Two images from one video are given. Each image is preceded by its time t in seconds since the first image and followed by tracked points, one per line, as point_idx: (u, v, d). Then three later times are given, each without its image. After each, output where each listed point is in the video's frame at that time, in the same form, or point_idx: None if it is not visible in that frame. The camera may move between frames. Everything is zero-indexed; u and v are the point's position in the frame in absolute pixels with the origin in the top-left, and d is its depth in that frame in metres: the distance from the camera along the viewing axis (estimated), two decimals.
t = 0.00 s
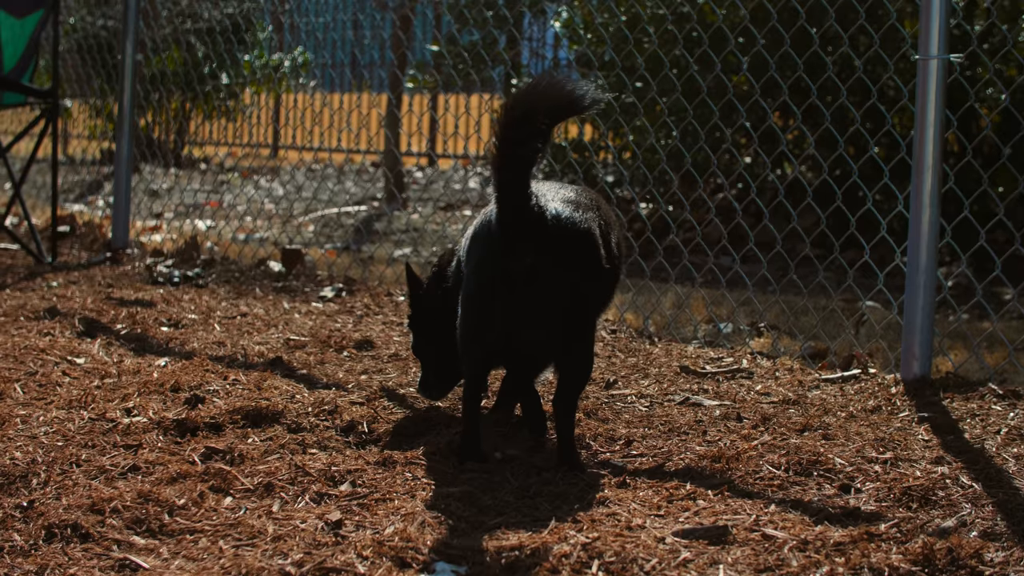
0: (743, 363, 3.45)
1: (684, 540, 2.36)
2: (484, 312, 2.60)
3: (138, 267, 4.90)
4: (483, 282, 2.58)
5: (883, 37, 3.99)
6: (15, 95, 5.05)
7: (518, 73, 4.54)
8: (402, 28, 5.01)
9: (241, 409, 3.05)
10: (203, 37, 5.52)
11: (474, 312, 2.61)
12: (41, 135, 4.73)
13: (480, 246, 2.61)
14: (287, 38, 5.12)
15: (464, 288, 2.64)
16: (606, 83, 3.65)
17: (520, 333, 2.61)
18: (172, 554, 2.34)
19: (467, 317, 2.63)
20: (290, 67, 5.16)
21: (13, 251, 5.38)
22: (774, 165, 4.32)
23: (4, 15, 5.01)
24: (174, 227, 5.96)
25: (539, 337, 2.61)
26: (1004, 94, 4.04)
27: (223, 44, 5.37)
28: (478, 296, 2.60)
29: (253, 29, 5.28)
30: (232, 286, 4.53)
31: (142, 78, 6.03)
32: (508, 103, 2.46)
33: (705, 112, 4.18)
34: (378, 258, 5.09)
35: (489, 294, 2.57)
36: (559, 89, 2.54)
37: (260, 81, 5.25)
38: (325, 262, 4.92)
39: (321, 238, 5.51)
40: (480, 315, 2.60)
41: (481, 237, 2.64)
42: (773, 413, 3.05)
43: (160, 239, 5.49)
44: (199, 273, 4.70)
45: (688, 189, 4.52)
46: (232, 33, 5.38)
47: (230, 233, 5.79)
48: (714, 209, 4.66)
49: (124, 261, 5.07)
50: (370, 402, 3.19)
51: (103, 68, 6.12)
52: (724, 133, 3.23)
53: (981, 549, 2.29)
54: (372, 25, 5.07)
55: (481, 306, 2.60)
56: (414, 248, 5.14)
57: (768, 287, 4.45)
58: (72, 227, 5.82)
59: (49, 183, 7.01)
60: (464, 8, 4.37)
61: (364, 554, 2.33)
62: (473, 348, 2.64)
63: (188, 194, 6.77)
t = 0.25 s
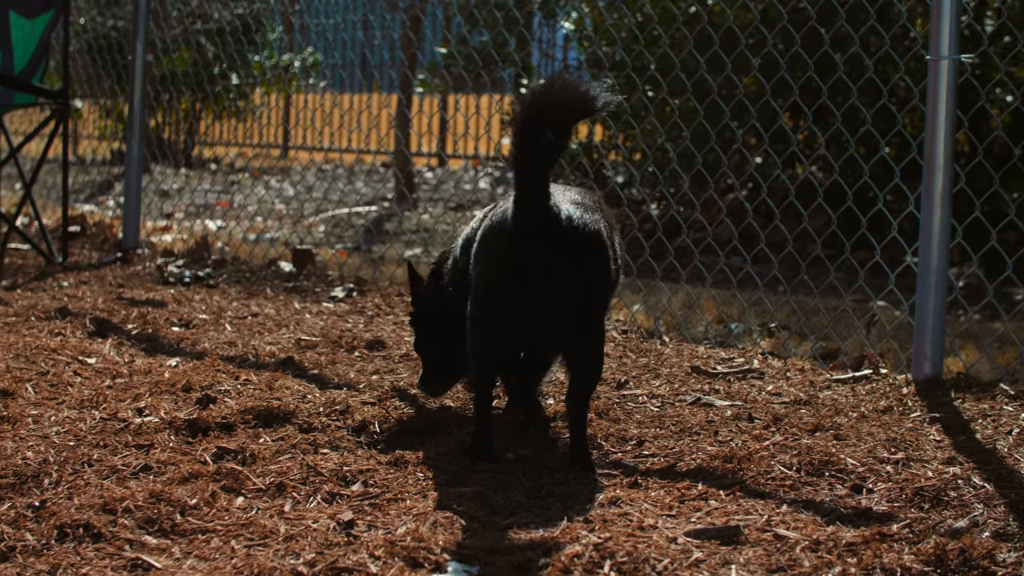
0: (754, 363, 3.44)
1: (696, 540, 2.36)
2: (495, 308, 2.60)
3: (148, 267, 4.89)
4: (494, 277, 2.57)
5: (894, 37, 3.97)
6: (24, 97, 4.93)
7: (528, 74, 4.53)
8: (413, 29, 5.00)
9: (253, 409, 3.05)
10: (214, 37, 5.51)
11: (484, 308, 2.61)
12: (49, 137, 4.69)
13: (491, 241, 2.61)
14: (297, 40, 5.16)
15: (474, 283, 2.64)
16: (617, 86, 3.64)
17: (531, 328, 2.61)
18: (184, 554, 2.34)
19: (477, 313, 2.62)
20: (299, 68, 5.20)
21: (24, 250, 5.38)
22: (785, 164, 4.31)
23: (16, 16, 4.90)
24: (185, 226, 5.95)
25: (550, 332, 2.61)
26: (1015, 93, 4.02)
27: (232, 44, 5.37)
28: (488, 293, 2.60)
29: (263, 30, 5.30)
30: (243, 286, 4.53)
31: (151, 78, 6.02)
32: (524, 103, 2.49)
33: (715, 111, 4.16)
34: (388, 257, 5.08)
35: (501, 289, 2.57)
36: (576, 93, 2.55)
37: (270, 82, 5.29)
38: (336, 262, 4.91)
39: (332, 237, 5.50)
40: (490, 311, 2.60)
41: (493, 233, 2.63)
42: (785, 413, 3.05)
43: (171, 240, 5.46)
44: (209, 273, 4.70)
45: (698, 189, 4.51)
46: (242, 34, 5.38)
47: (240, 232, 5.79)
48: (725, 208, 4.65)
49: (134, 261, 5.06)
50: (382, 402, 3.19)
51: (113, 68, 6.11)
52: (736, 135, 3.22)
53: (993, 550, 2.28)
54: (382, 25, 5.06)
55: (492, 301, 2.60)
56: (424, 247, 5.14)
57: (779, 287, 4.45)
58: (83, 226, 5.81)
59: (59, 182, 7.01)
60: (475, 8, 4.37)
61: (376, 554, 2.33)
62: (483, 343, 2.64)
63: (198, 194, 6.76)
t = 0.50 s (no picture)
0: (772, 363, 3.44)
1: (714, 540, 2.36)
2: (509, 312, 2.61)
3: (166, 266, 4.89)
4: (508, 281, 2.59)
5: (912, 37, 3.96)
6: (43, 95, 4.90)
7: (546, 74, 4.53)
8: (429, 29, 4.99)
9: (271, 409, 3.05)
10: (231, 37, 5.51)
11: (497, 312, 2.62)
12: (69, 135, 4.68)
13: (503, 245, 2.62)
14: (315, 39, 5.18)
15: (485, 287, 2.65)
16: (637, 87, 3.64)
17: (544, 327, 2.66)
18: (203, 553, 2.35)
19: (490, 317, 2.63)
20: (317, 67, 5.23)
21: (42, 249, 5.37)
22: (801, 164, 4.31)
23: (32, 15, 4.99)
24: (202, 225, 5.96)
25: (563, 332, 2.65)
26: None
27: (249, 43, 5.37)
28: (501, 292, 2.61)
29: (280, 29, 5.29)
30: (261, 285, 4.53)
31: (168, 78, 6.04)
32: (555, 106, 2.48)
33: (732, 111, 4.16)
34: (405, 256, 5.08)
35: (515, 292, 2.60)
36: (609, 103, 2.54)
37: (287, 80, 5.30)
38: (353, 261, 4.91)
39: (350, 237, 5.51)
40: (504, 315, 2.62)
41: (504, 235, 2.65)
42: (802, 413, 3.05)
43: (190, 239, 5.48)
44: (227, 272, 4.70)
45: (715, 188, 4.51)
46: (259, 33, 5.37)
47: (258, 231, 5.80)
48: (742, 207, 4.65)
49: (152, 260, 5.05)
50: (400, 402, 3.19)
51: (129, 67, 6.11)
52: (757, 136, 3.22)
53: (1012, 549, 2.28)
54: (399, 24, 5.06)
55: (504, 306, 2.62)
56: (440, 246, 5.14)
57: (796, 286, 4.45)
58: (100, 225, 5.79)
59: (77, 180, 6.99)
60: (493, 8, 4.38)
61: (394, 553, 2.33)
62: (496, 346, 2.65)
63: (215, 193, 6.77)
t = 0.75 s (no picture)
0: (788, 362, 3.44)
1: (731, 539, 2.36)
2: (522, 315, 2.66)
3: (183, 266, 4.88)
4: (522, 286, 2.65)
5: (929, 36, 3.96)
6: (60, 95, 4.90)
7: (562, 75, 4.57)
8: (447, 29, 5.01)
9: (288, 408, 3.05)
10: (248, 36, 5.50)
11: (511, 318, 2.67)
12: (87, 134, 4.67)
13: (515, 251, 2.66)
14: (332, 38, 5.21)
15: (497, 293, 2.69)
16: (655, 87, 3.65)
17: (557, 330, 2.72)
18: (220, 552, 2.35)
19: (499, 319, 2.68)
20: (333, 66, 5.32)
21: (59, 248, 5.37)
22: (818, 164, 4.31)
23: (49, 15, 4.98)
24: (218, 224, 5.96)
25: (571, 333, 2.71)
26: None
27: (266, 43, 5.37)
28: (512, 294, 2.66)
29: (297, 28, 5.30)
30: (277, 284, 4.53)
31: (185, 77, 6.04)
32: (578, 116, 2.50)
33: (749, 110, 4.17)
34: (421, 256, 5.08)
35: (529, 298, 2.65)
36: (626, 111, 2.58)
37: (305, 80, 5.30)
38: (369, 260, 4.91)
39: (367, 236, 5.52)
40: (518, 320, 2.67)
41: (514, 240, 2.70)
42: (819, 412, 3.05)
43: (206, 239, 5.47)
44: (243, 271, 4.69)
45: (732, 188, 4.51)
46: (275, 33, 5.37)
47: (274, 230, 5.81)
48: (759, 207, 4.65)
49: (168, 259, 5.04)
50: (417, 401, 3.19)
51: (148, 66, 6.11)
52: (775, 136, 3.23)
53: None
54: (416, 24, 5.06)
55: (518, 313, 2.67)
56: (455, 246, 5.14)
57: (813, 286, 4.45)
58: (116, 225, 5.81)
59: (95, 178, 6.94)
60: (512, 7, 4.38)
61: (411, 552, 2.32)
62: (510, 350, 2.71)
63: (231, 193, 6.77)
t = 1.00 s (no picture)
0: (805, 360, 3.44)
1: (748, 537, 2.36)
2: (531, 316, 2.70)
3: (199, 263, 4.88)
4: (531, 288, 2.67)
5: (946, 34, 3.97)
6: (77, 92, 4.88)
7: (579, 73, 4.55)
8: (465, 27, 5.03)
9: (304, 405, 3.05)
10: (264, 33, 5.51)
11: (520, 321, 2.69)
12: (104, 132, 4.67)
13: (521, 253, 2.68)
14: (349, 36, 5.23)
15: (503, 296, 2.71)
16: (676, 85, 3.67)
17: (562, 328, 2.78)
18: (236, 550, 2.35)
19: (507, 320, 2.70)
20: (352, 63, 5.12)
21: (77, 245, 5.35)
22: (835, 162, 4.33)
23: (66, 12, 4.95)
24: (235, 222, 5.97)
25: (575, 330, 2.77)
26: None
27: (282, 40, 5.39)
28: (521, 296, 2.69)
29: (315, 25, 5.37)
30: (294, 282, 4.53)
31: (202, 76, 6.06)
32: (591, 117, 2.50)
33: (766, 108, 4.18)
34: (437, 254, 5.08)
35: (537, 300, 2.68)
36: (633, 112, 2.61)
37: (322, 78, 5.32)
38: (386, 258, 4.91)
39: (384, 234, 5.52)
40: (526, 322, 2.70)
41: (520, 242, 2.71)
42: (836, 410, 3.05)
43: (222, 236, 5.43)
44: (261, 269, 4.68)
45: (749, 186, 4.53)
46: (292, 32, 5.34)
47: (291, 229, 5.82)
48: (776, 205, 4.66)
49: (185, 257, 5.04)
50: (435, 398, 3.19)
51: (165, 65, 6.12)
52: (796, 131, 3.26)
53: None
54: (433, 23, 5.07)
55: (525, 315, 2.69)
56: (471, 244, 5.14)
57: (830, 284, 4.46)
58: (134, 223, 5.67)
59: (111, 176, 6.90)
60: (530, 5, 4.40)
61: (428, 549, 2.32)
62: (519, 353, 2.71)
63: (249, 190, 6.77)
